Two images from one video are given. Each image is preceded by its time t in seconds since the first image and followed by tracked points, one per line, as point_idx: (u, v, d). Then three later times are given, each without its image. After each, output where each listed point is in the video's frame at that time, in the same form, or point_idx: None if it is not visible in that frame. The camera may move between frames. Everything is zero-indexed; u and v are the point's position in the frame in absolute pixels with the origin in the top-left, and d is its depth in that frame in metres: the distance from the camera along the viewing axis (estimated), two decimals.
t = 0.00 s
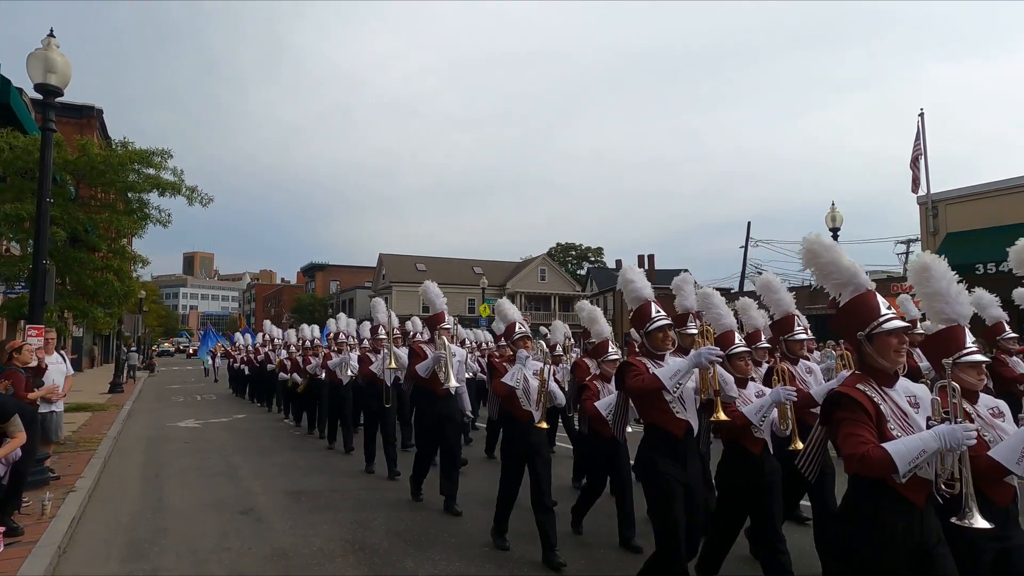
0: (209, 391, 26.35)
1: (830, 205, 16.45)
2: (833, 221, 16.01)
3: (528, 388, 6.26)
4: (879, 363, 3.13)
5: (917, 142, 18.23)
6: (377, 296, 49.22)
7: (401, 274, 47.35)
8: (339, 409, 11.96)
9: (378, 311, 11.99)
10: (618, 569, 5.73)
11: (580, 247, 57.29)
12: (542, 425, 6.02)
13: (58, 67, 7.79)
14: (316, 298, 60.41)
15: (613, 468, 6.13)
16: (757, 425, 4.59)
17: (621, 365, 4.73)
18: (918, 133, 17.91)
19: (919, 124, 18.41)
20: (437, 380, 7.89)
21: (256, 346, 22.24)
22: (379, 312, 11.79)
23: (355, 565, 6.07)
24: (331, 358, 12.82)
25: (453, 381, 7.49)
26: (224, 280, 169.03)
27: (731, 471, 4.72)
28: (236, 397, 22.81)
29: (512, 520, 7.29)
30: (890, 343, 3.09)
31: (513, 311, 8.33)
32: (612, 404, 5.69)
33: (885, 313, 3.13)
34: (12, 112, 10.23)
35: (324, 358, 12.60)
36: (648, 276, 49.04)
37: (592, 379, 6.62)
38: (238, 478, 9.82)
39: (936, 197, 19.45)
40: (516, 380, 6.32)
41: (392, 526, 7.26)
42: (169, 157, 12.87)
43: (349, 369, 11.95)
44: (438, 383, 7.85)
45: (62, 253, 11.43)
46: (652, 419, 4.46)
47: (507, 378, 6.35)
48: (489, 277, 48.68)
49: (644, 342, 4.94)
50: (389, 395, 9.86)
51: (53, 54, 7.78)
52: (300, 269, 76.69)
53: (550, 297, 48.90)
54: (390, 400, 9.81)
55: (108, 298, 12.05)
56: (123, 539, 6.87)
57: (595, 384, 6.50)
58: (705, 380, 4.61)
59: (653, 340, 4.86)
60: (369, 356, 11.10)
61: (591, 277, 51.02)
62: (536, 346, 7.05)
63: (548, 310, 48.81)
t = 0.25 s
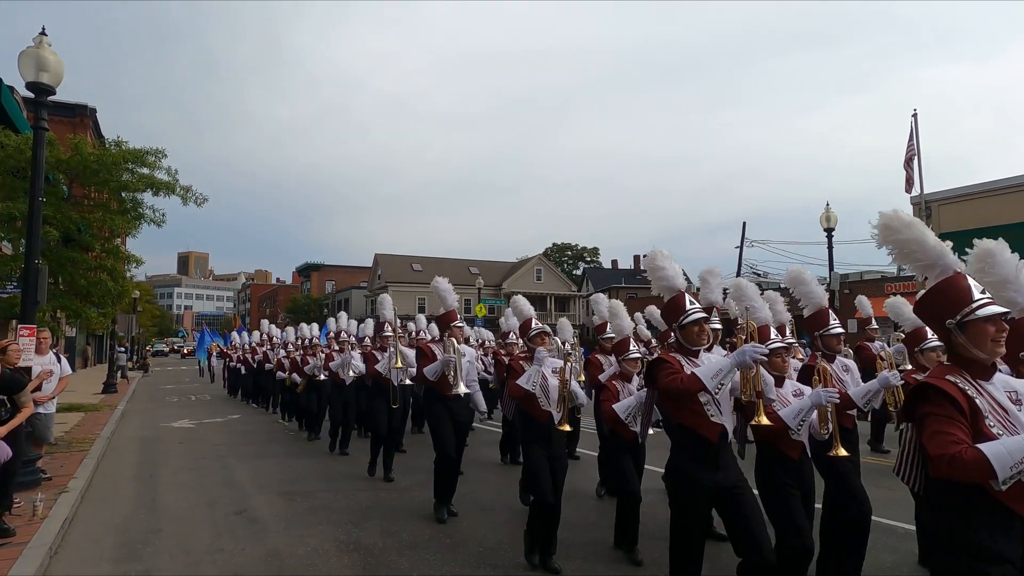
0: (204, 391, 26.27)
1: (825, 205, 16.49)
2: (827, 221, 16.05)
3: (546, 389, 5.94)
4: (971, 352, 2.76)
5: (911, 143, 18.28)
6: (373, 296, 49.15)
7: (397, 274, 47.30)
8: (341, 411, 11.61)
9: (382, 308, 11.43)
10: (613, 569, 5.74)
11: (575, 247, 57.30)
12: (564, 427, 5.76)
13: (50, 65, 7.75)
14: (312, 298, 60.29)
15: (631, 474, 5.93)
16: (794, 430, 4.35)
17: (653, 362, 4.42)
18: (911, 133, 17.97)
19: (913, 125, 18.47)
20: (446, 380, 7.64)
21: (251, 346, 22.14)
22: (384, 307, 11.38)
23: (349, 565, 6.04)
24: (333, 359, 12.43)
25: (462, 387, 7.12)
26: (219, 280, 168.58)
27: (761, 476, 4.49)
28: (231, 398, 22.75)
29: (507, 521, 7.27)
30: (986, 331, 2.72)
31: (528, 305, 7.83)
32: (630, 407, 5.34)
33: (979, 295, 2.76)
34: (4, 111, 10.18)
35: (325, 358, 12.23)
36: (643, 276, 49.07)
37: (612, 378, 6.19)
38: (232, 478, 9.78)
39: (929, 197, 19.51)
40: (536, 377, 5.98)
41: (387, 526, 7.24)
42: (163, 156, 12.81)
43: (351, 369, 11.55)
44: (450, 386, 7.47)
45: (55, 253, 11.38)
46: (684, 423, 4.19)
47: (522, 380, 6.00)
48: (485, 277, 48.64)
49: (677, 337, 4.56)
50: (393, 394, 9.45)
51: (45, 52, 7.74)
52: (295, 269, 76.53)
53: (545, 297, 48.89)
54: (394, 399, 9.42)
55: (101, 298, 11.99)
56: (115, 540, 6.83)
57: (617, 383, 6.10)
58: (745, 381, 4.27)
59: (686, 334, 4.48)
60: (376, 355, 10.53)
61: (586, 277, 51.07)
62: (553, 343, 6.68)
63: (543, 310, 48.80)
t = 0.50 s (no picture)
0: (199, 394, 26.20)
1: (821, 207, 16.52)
2: (823, 224, 16.08)
3: (565, 403, 5.48)
4: None
5: (905, 146, 18.34)
6: (369, 298, 49.09)
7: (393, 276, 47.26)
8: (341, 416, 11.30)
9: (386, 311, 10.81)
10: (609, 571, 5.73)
11: (572, 249, 57.34)
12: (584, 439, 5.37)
13: (44, 67, 7.73)
14: (308, 300, 60.19)
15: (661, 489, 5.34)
16: (838, 445, 4.09)
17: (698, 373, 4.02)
18: (906, 136, 18.03)
19: (907, 128, 18.53)
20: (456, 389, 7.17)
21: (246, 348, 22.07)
22: (388, 311, 10.96)
23: (344, 568, 6.02)
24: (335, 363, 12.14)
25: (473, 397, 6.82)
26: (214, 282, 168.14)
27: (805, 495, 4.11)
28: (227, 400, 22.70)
29: (502, 524, 7.28)
30: None
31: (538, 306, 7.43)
32: (653, 417, 5.46)
33: None
34: None
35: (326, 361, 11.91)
36: (640, 278, 49.11)
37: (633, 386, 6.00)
38: (227, 481, 9.74)
39: (923, 200, 19.57)
40: (558, 396, 5.44)
41: (383, 529, 7.21)
42: (159, 158, 12.80)
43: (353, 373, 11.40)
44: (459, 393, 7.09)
45: (49, 256, 11.34)
46: (736, 439, 3.83)
47: (539, 398, 5.49)
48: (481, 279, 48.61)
49: (722, 343, 4.12)
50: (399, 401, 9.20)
51: (39, 55, 7.72)
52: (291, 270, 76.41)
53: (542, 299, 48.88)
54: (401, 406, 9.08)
55: (95, 301, 11.94)
56: (110, 544, 6.80)
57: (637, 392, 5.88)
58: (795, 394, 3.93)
59: (732, 342, 4.05)
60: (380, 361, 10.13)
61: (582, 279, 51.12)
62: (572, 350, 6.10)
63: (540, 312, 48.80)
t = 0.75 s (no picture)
0: (194, 395, 26.16)
1: (815, 208, 16.55)
2: (818, 225, 16.12)
3: (591, 404, 4.96)
4: None
5: (899, 147, 18.40)
6: (365, 298, 49.07)
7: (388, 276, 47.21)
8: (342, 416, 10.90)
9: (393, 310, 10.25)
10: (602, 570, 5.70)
11: (568, 250, 57.39)
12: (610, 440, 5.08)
13: (36, 67, 7.69)
14: (303, 300, 60.09)
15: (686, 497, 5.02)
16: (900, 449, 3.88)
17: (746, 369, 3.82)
18: (900, 137, 18.09)
19: (901, 129, 18.58)
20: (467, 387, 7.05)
21: (242, 349, 21.99)
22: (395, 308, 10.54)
23: (339, 568, 6.02)
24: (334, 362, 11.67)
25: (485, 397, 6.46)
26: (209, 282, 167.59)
27: (851, 502, 3.76)
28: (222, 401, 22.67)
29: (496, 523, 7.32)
30: None
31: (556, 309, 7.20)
32: (680, 417, 5.11)
33: None
34: None
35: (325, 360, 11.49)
36: (636, 279, 49.17)
37: (656, 385, 5.66)
38: (222, 482, 9.72)
39: (917, 201, 19.64)
40: (590, 398, 4.86)
41: (378, 530, 7.20)
42: (153, 158, 12.75)
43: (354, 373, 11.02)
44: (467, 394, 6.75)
45: (42, 256, 11.28)
46: (787, 441, 3.64)
47: (564, 399, 4.94)
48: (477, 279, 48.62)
49: (773, 337, 3.90)
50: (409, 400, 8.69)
51: (31, 54, 7.68)
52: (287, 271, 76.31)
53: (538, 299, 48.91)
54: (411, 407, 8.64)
55: (89, 301, 11.90)
56: (103, 545, 6.78)
57: (660, 388, 5.61)
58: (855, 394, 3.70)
59: (785, 335, 3.83)
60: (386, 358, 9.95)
61: (578, 279, 51.15)
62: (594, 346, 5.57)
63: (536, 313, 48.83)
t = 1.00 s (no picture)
0: (190, 395, 26.12)
1: (812, 208, 16.58)
2: (815, 225, 16.14)
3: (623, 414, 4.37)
4: None
5: (896, 148, 18.43)
6: (362, 298, 49.04)
7: (386, 277, 47.16)
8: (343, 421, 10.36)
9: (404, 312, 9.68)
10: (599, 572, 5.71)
11: (565, 250, 57.43)
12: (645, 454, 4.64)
13: (31, 67, 7.66)
14: (300, 300, 60.03)
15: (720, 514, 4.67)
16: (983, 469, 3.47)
17: (808, 384, 3.42)
18: (896, 138, 18.13)
19: (897, 129, 18.61)
20: (479, 393, 6.41)
21: (240, 350, 21.92)
22: (403, 309, 10.06)
23: (335, 570, 6.02)
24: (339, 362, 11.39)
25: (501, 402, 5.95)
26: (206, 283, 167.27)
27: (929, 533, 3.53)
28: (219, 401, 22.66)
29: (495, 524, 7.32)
30: None
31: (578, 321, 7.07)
32: (714, 427, 4.83)
33: None
34: None
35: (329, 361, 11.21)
36: (633, 279, 49.22)
37: (688, 393, 5.22)
38: (218, 483, 9.70)
39: (913, 201, 19.69)
40: (625, 406, 4.27)
41: (375, 531, 7.20)
42: (149, 159, 12.71)
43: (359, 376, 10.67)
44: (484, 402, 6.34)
45: (37, 256, 11.24)
46: (856, 463, 3.24)
47: (596, 407, 4.34)
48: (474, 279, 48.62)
49: (833, 348, 3.50)
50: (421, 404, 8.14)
51: (26, 54, 7.65)
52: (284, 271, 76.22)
53: (535, 300, 48.94)
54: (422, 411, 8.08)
55: (85, 302, 11.86)
56: (98, 547, 6.76)
57: (692, 396, 5.18)
58: (932, 411, 3.35)
59: (849, 347, 3.43)
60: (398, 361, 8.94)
61: (575, 279, 51.16)
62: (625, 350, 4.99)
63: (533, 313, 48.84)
